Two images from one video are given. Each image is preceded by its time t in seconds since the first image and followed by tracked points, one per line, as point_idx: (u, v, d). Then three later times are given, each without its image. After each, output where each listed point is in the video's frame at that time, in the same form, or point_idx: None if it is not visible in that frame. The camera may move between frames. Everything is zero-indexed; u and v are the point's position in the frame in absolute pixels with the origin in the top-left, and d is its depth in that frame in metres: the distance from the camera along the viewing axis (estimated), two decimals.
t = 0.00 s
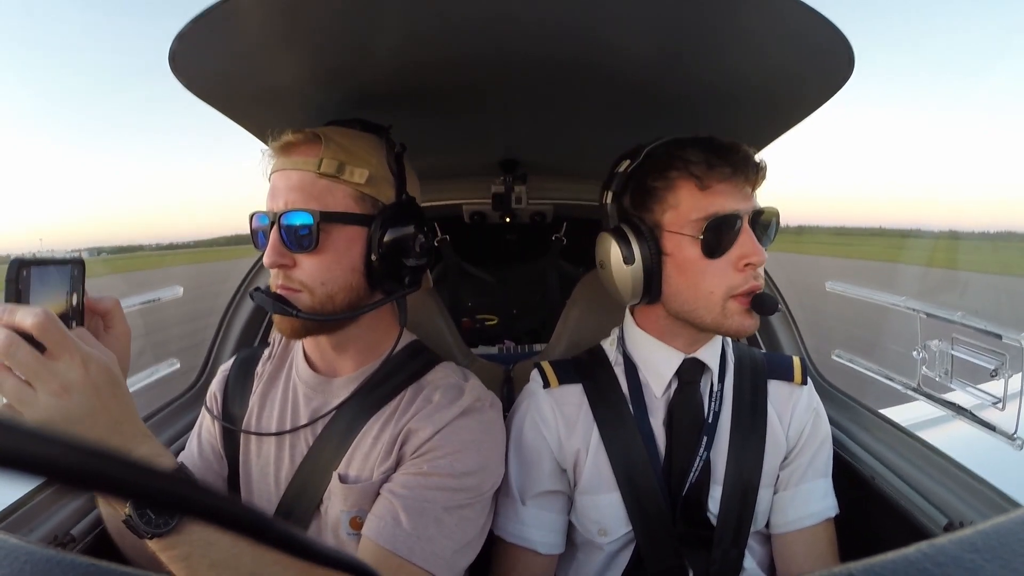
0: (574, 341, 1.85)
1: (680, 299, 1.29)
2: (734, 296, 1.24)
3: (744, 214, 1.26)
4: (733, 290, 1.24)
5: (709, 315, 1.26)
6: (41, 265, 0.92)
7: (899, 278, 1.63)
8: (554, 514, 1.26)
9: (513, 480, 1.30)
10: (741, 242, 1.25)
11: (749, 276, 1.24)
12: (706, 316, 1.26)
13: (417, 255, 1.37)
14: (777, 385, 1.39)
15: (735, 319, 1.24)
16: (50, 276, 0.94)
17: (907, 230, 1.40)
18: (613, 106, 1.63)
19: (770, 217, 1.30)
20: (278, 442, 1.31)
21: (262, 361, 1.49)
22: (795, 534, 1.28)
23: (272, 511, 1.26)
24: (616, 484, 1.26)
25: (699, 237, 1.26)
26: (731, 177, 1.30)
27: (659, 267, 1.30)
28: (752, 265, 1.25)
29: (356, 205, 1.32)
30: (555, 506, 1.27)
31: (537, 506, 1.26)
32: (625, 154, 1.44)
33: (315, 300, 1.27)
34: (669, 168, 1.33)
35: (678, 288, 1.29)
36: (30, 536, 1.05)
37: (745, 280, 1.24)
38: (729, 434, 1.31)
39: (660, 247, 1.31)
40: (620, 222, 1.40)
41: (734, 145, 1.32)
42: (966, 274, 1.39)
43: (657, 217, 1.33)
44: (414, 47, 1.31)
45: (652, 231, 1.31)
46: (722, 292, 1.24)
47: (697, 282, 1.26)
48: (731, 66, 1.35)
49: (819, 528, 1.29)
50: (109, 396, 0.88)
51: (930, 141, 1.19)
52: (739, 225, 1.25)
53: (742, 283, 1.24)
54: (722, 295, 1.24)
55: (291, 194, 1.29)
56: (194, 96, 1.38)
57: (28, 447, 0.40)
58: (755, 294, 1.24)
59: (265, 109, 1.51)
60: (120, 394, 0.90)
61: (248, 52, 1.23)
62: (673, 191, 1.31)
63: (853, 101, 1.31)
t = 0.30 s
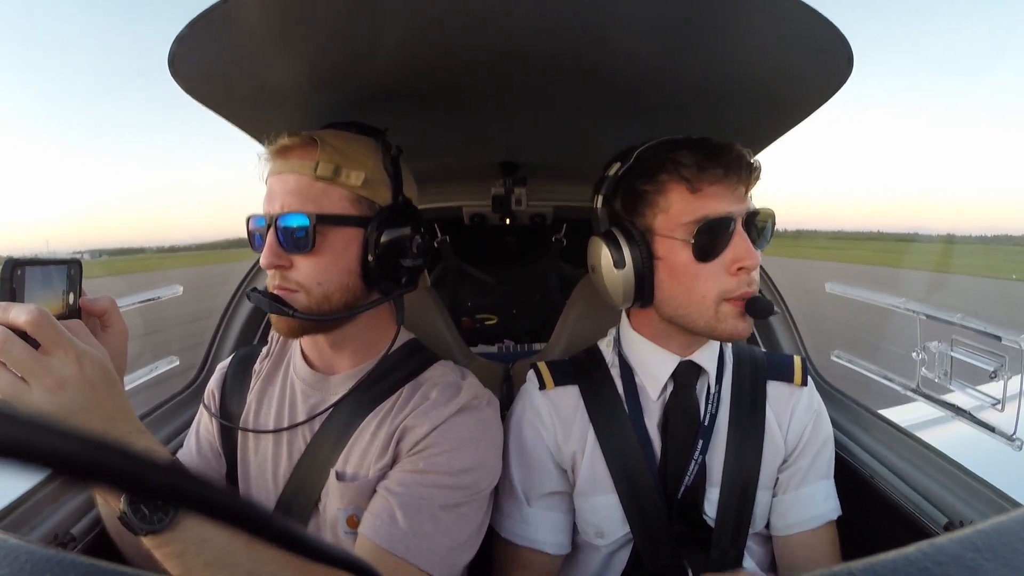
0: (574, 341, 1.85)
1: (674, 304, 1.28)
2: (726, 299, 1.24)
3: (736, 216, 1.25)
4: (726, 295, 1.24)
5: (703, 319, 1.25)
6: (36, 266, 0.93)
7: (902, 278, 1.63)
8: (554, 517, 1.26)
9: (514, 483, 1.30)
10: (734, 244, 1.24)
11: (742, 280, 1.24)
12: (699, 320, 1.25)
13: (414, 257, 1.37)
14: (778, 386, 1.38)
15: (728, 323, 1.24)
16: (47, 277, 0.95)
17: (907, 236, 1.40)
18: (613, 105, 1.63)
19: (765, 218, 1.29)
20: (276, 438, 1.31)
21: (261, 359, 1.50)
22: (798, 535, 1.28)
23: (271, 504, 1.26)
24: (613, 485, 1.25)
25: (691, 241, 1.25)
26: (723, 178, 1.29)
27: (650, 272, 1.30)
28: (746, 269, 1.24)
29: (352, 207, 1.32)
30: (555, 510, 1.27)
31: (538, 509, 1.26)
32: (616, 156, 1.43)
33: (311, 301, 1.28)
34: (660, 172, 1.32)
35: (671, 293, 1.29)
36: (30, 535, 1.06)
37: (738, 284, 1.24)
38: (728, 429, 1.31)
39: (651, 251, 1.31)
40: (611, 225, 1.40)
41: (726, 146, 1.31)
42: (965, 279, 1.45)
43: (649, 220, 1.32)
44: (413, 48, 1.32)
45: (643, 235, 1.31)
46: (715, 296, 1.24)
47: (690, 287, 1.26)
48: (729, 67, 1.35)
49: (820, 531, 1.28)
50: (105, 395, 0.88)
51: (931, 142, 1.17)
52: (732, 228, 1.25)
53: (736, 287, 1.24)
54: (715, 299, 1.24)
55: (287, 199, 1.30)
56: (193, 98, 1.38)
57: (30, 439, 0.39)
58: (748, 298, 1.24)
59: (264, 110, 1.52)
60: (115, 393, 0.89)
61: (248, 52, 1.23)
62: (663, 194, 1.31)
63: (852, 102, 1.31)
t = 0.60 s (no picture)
0: (573, 344, 1.85)
1: (664, 308, 1.29)
2: (715, 306, 1.23)
3: (725, 218, 1.24)
4: (715, 300, 1.23)
5: (691, 324, 1.26)
6: (35, 274, 0.93)
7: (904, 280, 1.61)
8: (574, 516, 1.23)
9: (528, 484, 1.27)
10: (724, 247, 1.23)
11: (732, 284, 1.22)
12: (688, 327, 1.26)
13: (408, 260, 1.39)
14: (782, 396, 1.37)
15: (717, 329, 1.24)
16: (46, 283, 0.96)
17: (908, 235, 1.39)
18: (612, 107, 1.63)
19: (767, 221, 1.27)
20: (274, 441, 1.31)
21: (259, 362, 1.50)
22: (800, 544, 1.25)
23: (276, 496, 1.26)
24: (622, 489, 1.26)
25: (678, 245, 1.26)
26: (714, 178, 1.28)
27: (641, 273, 1.31)
28: (735, 273, 1.22)
29: (345, 211, 1.32)
30: (575, 508, 1.24)
31: (558, 507, 1.23)
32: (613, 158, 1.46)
33: (307, 309, 1.28)
34: (649, 175, 1.34)
35: (661, 296, 1.30)
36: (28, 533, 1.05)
37: (727, 289, 1.22)
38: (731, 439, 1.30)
39: (643, 253, 1.32)
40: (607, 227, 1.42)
41: (721, 146, 1.30)
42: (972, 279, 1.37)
43: (640, 222, 1.34)
44: (413, 47, 1.32)
45: (634, 236, 1.32)
46: (703, 301, 1.24)
47: (680, 291, 1.26)
48: (727, 67, 1.36)
49: (822, 541, 1.25)
50: (100, 395, 0.85)
51: (933, 143, 1.17)
52: (721, 229, 1.24)
53: (725, 292, 1.22)
54: (703, 305, 1.24)
55: (281, 203, 1.29)
56: (192, 97, 1.38)
57: (29, 434, 0.39)
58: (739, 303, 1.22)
59: (264, 110, 1.52)
60: (116, 400, 0.87)
61: (248, 51, 1.24)
62: (653, 196, 1.32)
63: (853, 102, 1.32)
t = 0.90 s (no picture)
0: (574, 341, 1.84)
1: (653, 302, 1.31)
2: (697, 304, 1.24)
3: (708, 217, 1.24)
4: (697, 299, 1.24)
5: (677, 321, 1.27)
6: (42, 265, 0.92)
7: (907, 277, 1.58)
8: (590, 502, 1.22)
9: (540, 473, 1.26)
10: (707, 246, 1.23)
11: (714, 284, 1.22)
12: (673, 322, 1.28)
13: (413, 254, 1.39)
14: (784, 395, 1.37)
15: (700, 326, 1.25)
16: (50, 276, 0.94)
17: (907, 231, 1.38)
18: (613, 106, 1.63)
19: (757, 220, 1.26)
20: (276, 443, 1.31)
21: (261, 363, 1.50)
22: (800, 545, 1.25)
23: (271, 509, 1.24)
24: (626, 479, 1.26)
25: (659, 243, 1.26)
26: (700, 176, 1.28)
27: (633, 267, 1.34)
28: (717, 273, 1.22)
29: (353, 204, 1.32)
30: (590, 495, 1.23)
31: (572, 494, 1.22)
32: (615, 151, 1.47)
33: (313, 301, 1.27)
34: (636, 174, 1.36)
35: (651, 291, 1.32)
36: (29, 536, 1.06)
37: (710, 288, 1.23)
38: (733, 437, 1.30)
39: (635, 247, 1.35)
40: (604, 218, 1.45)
41: (711, 145, 1.30)
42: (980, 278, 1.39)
43: (632, 216, 1.36)
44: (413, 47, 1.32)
45: (626, 230, 1.35)
46: (686, 299, 1.25)
47: (665, 287, 1.27)
48: (728, 67, 1.35)
49: (823, 544, 1.25)
50: (109, 390, 0.90)
51: (932, 142, 1.18)
52: (705, 229, 1.24)
53: (707, 291, 1.23)
54: (685, 302, 1.25)
55: (287, 196, 1.30)
56: (194, 98, 1.39)
57: (32, 453, 0.39)
58: (721, 304, 1.23)
59: (264, 111, 1.52)
60: (120, 393, 0.91)
61: (247, 53, 1.24)
62: (643, 192, 1.34)
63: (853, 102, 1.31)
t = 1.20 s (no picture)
0: (574, 341, 1.84)
1: (648, 299, 1.31)
2: (690, 299, 1.24)
3: (700, 212, 1.24)
4: (691, 293, 1.23)
5: (670, 317, 1.27)
6: (35, 264, 0.92)
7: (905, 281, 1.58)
8: (597, 500, 1.22)
9: (545, 473, 1.26)
10: (699, 242, 1.24)
11: (707, 279, 1.22)
12: (667, 318, 1.27)
13: (410, 252, 1.40)
14: (783, 397, 1.37)
15: (694, 322, 1.25)
16: (46, 275, 0.94)
17: (907, 232, 1.38)
18: (614, 104, 1.62)
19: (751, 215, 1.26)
20: (275, 442, 1.31)
21: (260, 361, 1.50)
22: (799, 544, 1.25)
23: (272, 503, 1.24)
24: (626, 475, 1.26)
25: (653, 237, 1.27)
26: (693, 171, 1.28)
27: (630, 264, 1.34)
28: (709, 267, 1.22)
29: (349, 203, 1.32)
30: (596, 492, 1.23)
31: (579, 493, 1.22)
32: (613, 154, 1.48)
33: (309, 300, 1.27)
34: (631, 171, 1.37)
35: (646, 288, 1.31)
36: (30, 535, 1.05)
37: (702, 284, 1.23)
38: (731, 438, 1.30)
39: (631, 244, 1.35)
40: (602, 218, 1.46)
41: (705, 140, 1.31)
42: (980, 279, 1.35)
43: (628, 214, 1.37)
44: (414, 47, 1.32)
45: (622, 228, 1.36)
46: (680, 294, 1.24)
47: (659, 284, 1.27)
48: (728, 66, 1.35)
49: (823, 544, 1.25)
50: (104, 392, 0.88)
51: (931, 138, 1.15)
52: (696, 224, 1.24)
53: (699, 286, 1.23)
54: (679, 297, 1.25)
55: (284, 195, 1.30)
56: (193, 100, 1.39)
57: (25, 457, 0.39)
58: (714, 298, 1.22)
59: (265, 110, 1.52)
60: (115, 392, 0.90)
61: (247, 51, 1.24)
62: (638, 190, 1.35)
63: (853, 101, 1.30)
